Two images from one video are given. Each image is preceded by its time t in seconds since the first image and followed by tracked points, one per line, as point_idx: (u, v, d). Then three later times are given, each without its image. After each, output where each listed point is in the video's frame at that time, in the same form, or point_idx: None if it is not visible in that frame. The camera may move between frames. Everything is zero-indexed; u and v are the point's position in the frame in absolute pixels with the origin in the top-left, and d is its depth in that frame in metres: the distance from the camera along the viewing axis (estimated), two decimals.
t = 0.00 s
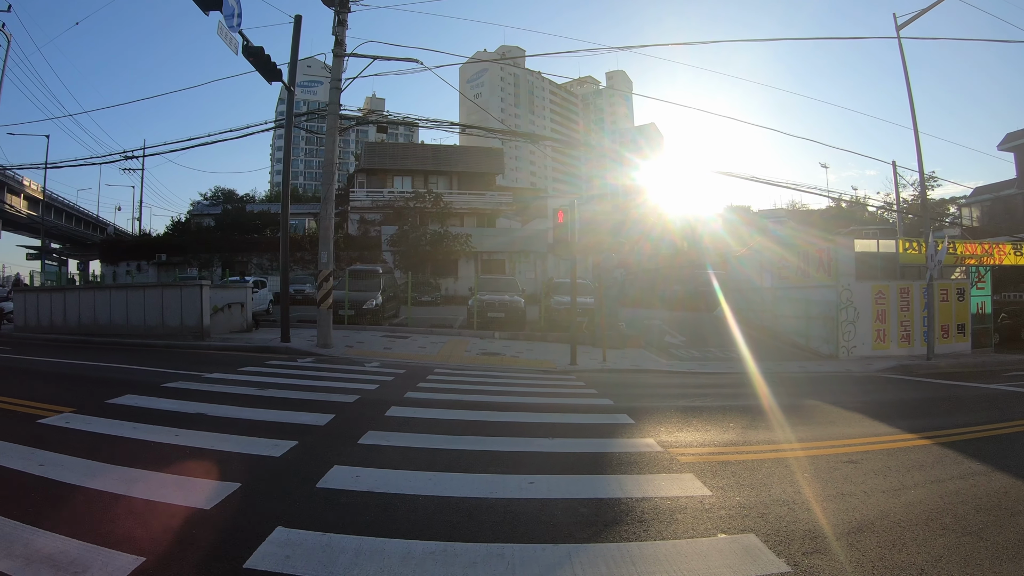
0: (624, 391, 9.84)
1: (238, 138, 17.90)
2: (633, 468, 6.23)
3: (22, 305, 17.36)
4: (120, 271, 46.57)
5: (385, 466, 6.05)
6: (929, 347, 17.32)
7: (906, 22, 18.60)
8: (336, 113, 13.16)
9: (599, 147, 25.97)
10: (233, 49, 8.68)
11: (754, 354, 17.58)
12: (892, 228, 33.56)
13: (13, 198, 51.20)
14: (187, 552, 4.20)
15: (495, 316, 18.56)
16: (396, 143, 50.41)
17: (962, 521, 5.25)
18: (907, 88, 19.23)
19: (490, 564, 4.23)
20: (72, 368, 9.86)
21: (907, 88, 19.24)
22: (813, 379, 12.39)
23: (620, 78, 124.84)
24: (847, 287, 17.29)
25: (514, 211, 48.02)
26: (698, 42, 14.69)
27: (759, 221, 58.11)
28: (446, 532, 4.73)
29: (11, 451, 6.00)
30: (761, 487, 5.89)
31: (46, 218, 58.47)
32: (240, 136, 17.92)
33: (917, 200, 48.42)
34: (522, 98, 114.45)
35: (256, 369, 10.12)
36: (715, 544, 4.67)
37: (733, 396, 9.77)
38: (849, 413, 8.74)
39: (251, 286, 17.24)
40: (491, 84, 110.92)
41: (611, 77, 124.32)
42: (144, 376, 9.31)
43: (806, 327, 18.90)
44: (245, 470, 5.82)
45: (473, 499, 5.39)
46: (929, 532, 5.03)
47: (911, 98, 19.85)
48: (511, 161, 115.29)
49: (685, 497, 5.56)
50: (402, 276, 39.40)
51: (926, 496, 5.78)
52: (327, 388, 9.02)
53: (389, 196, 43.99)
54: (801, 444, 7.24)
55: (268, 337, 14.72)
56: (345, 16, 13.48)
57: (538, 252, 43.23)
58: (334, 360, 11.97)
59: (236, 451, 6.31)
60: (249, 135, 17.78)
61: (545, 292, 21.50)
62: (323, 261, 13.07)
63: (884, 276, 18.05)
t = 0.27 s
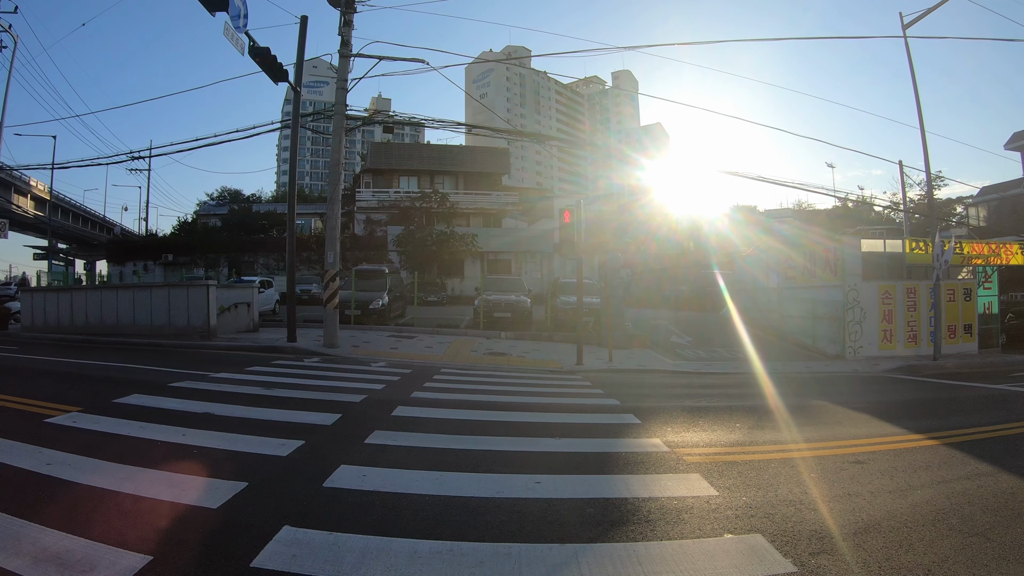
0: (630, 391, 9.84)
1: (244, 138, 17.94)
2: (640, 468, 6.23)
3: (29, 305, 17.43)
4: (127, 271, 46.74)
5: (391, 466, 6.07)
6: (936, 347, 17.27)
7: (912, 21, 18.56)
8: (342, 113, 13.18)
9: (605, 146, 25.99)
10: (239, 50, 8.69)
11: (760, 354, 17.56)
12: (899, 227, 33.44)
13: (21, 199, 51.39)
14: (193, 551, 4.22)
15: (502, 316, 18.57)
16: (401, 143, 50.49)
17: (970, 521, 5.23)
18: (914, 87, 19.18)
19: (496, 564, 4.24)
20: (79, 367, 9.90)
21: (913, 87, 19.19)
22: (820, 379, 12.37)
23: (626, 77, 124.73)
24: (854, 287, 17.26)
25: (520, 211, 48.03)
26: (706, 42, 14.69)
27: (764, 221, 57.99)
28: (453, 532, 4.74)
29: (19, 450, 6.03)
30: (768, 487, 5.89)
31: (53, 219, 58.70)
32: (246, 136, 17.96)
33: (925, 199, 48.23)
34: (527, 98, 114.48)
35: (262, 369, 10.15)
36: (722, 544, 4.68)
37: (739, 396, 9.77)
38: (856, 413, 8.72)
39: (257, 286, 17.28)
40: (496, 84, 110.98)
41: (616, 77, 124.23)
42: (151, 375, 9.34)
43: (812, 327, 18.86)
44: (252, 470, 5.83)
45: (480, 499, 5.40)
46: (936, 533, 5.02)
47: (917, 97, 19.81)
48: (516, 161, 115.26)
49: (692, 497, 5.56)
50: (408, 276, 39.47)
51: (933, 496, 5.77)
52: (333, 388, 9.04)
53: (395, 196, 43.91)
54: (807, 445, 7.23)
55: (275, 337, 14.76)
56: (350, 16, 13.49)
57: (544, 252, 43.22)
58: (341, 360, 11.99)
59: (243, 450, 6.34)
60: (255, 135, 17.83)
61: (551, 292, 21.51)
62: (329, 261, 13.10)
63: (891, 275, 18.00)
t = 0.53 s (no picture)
0: (636, 391, 9.85)
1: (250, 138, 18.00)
2: (646, 468, 6.24)
3: (36, 305, 17.51)
4: (133, 272, 46.92)
5: (397, 466, 6.08)
6: (942, 348, 17.22)
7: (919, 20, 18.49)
8: (348, 114, 13.21)
9: (611, 146, 25.98)
10: (245, 51, 8.72)
11: (767, 355, 17.54)
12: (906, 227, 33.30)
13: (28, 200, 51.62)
14: (200, 550, 4.24)
15: (508, 317, 18.58)
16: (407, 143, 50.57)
17: (976, 522, 5.23)
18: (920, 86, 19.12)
19: (502, 564, 4.24)
20: (86, 367, 9.95)
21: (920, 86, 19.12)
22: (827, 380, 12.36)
23: (631, 77, 124.62)
24: (861, 287, 17.20)
25: (526, 211, 48.04)
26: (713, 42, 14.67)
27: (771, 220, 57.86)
28: (459, 532, 4.75)
29: (26, 450, 6.07)
30: (774, 488, 5.89)
31: (61, 219, 58.94)
32: (252, 136, 18.02)
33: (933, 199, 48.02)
34: (533, 98, 114.49)
35: (268, 369, 10.18)
36: (728, 544, 4.68)
37: (744, 396, 9.76)
38: (864, 414, 8.71)
39: (263, 286, 17.33)
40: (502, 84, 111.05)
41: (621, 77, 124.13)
42: (157, 375, 9.39)
43: (819, 327, 18.84)
44: (258, 469, 5.86)
45: (486, 499, 5.41)
46: (943, 534, 5.01)
47: (923, 97, 19.75)
48: (522, 161, 115.23)
49: (698, 497, 5.57)
50: (415, 276, 39.56)
51: (940, 497, 5.76)
52: (339, 388, 9.06)
53: (401, 196, 43.81)
54: (813, 445, 7.22)
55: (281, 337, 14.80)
56: (356, 17, 13.51)
57: (550, 252, 43.19)
58: (347, 360, 12.02)
59: (249, 450, 6.37)
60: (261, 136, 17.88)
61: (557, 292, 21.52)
62: (336, 261, 13.12)
63: (898, 275, 17.91)
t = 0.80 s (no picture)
0: (642, 392, 9.86)
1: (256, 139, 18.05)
2: (652, 468, 6.25)
3: (43, 305, 17.60)
4: (140, 272, 47.10)
5: (403, 466, 6.10)
6: (949, 348, 17.17)
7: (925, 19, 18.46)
8: (354, 114, 13.23)
9: (617, 146, 26.00)
10: (252, 51, 8.75)
11: (773, 355, 17.53)
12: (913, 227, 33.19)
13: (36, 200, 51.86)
14: (206, 549, 4.26)
15: (514, 317, 18.60)
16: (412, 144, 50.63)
17: (982, 523, 5.21)
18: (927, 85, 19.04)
19: (509, 564, 4.26)
20: (93, 367, 10.00)
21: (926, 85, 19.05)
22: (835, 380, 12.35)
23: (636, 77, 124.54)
24: (867, 288, 17.16)
25: (532, 211, 48.06)
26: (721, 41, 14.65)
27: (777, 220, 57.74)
28: (465, 532, 4.76)
29: (34, 449, 6.11)
30: (780, 488, 5.90)
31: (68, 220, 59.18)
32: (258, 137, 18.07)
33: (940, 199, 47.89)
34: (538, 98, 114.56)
35: (275, 369, 10.22)
36: (734, 544, 4.68)
37: (750, 396, 9.76)
38: (871, 414, 8.69)
39: (270, 287, 17.39)
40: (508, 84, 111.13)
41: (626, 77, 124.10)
42: (164, 375, 9.44)
43: (825, 327, 18.80)
44: (264, 469, 5.88)
45: (492, 499, 5.42)
46: (950, 535, 5.00)
47: (929, 96, 19.69)
48: (527, 161, 115.27)
49: (704, 498, 5.57)
50: (421, 276, 39.64)
51: (946, 498, 5.75)
52: (345, 388, 9.09)
53: (407, 196, 43.92)
54: (819, 446, 7.22)
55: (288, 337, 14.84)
56: (361, 18, 13.55)
57: (557, 252, 43.19)
58: (354, 360, 12.05)
59: (256, 450, 6.40)
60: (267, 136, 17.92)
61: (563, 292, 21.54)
62: (342, 261, 13.15)
63: (904, 275, 17.85)
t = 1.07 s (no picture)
0: (647, 392, 9.86)
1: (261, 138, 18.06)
2: (658, 469, 6.25)
3: (49, 305, 17.67)
4: (145, 271, 47.26)
5: (408, 466, 6.11)
6: (955, 348, 17.12)
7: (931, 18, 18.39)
8: (359, 114, 13.24)
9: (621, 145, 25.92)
10: (257, 52, 8.75)
11: (778, 355, 17.51)
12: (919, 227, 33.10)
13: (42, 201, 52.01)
14: (212, 548, 4.28)
15: (520, 317, 18.61)
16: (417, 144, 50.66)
17: (987, 524, 5.21)
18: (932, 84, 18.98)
19: (514, 564, 4.27)
20: (98, 367, 10.04)
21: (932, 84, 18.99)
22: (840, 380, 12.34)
23: (642, 77, 124.39)
24: (873, 288, 17.11)
25: (538, 211, 48.06)
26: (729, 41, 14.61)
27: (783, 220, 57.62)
28: (470, 532, 4.77)
29: (41, 448, 6.14)
30: (786, 488, 5.89)
31: (74, 220, 59.37)
32: (263, 136, 18.09)
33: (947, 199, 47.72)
34: (542, 98, 114.55)
35: (280, 369, 10.24)
36: (739, 545, 4.68)
37: (756, 397, 9.75)
38: (878, 415, 8.68)
39: (276, 287, 17.43)
40: (512, 84, 111.15)
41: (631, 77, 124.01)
42: (170, 375, 9.47)
43: (831, 328, 18.77)
44: (270, 468, 5.89)
45: (497, 499, 5.43)
46: (955, 536, 4.99)
47: (935, 95, 19.61)
48: (532, 162, 115.29)
49: (709, 498, 5.57)
50: (426, 276, 39.73)
51: (952, 499, 5.74)
52: (351, 388, 9.11)
53: (413, 197, 43.97)
54: (825, 446, 7.20)
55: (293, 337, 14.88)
56: (367, 18, 13.55)
57: (562, 252, 43.20)
58: (359, 360, 12.08)
59: (262, 449, 6.42)
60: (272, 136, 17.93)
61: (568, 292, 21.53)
62: (348, 261, 13.18)
63: (910, 275, 17.80)
